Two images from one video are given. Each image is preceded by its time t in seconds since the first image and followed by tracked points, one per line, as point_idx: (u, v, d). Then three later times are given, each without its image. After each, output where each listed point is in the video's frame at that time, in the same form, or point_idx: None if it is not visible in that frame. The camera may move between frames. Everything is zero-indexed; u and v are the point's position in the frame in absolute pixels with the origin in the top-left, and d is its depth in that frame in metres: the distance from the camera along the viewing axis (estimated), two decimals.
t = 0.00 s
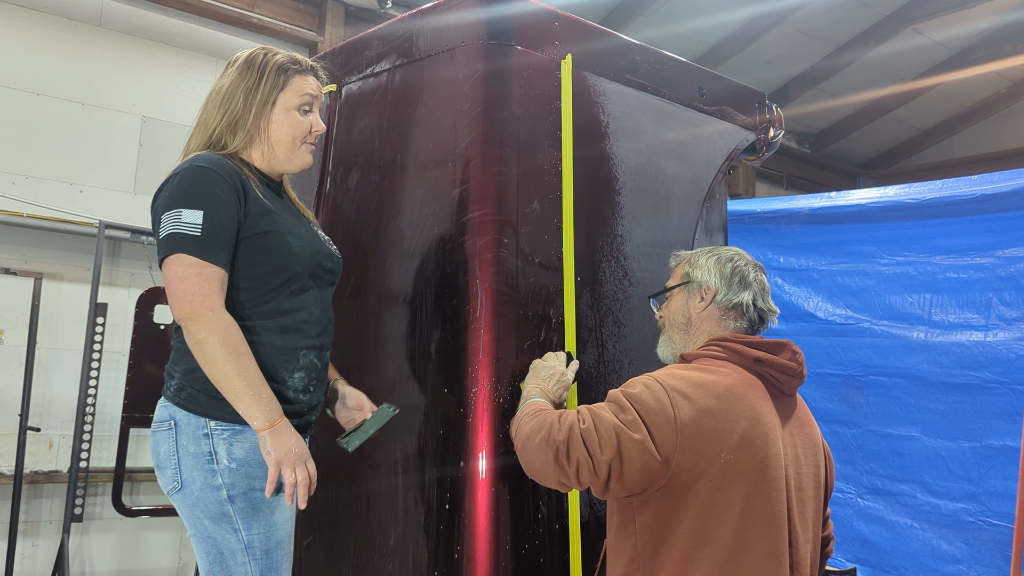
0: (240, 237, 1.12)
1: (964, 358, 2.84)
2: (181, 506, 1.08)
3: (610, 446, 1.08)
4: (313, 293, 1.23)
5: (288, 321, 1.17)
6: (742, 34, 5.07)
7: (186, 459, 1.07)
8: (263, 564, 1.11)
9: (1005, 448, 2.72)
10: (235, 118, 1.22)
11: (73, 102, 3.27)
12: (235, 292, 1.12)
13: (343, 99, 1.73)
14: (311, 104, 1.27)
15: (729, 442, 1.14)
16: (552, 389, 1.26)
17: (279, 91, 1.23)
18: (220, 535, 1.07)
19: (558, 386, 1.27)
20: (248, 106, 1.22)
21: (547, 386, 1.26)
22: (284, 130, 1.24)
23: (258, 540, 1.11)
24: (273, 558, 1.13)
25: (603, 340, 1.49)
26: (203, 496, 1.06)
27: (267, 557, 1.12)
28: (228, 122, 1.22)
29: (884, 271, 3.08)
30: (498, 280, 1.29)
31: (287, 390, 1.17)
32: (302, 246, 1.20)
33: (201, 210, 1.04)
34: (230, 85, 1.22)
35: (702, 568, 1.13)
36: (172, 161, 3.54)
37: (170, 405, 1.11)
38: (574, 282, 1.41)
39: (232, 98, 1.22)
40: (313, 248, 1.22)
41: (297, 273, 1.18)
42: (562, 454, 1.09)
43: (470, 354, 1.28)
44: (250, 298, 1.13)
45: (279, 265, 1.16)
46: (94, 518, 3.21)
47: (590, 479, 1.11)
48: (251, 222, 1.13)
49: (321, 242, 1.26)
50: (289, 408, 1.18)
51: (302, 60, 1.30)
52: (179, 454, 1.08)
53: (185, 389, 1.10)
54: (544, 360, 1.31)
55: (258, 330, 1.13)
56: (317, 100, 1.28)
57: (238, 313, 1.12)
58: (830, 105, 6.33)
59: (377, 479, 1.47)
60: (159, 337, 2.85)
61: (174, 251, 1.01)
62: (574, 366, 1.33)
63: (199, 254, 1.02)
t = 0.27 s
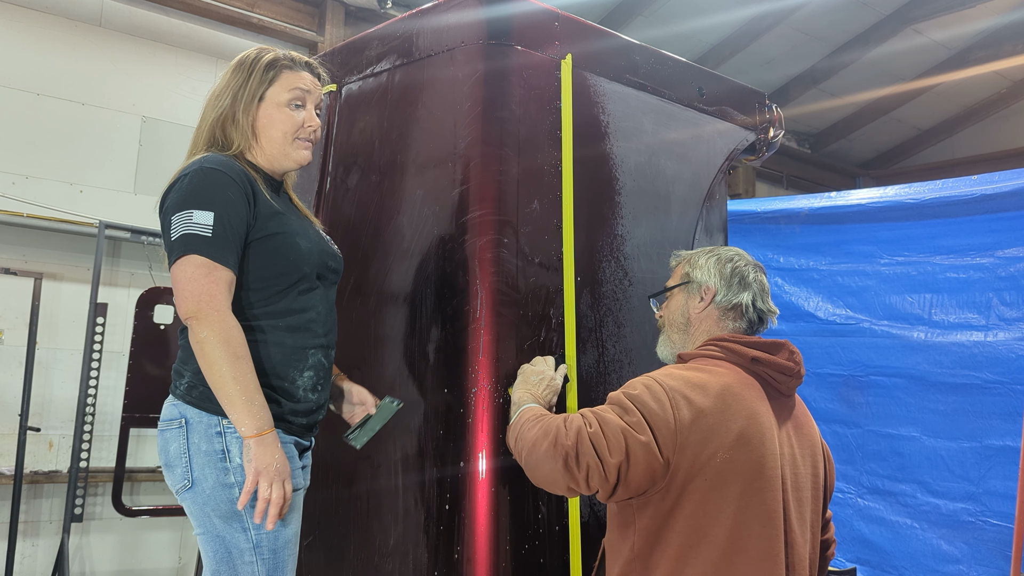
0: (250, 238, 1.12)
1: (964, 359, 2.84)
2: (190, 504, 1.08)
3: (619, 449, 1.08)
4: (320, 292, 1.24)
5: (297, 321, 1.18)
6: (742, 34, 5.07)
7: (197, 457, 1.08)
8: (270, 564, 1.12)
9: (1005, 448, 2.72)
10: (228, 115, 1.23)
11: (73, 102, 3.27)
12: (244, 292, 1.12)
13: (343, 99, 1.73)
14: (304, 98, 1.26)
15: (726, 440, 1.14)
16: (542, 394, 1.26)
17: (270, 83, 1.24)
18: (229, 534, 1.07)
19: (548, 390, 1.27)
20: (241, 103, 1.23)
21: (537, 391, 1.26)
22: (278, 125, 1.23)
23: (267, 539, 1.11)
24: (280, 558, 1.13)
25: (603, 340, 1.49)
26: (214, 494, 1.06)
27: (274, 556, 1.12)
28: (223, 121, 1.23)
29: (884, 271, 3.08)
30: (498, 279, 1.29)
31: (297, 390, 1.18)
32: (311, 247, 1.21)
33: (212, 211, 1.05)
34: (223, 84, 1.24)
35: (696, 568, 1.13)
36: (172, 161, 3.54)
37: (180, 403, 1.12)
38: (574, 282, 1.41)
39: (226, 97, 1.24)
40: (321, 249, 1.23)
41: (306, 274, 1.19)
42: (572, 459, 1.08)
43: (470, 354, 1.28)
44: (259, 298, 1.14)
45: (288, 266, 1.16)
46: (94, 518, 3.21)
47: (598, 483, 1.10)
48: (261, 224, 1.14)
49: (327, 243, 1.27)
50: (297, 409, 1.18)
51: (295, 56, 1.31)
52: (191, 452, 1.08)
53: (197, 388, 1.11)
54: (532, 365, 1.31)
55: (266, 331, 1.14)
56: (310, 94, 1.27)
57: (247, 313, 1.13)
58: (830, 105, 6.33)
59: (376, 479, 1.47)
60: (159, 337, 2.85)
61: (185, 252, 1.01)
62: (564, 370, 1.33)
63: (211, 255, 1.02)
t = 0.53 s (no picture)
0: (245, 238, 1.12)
1: (964, 359, 2.84)
2: (191, 504, 1.09)
3: (610, 454, 1.08)
4: (319, 292, 1.24)
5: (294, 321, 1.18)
6: (742, 34, 5.07)
7: (197, 457, 1.08)
8: (271, 564, 1.12)
9: (1005, 448, 2.72)
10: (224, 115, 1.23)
11: (73, 102, 3.27)
12: (240, 294, 1.12)
13: (343, 99, 1.73)
14: (302, 99, 1.27)
15: (727, 441, 1.14)
16: (555, 395, 1.26)
17: (268, 85, 1.24)
18: (229, 534, 1.07)
19: (560, 390, 1.27)
20: (240, 105, 1.23)
21: (550, 391, 1.26)
22: (275, 125, 1.24)
23: (267, 539, 1.11)
24: (281, 558, 1.13)
25: (603, 340, 1.49)
26: (214, 495, 1.07)
27: (275, 556, 1.12)
28: (220, 122, 1.23)
29: (884, 271, 3.08)
30: (498, 280, 1.29)
31: (297, 390, 1.18)
32: (307, 247, 1.20)
33: (203, 212, 1.05)
34: (222, 86, 1.25)
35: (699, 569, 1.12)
36: (172, 162, 3.54)
37: (181, 404, 1.12)
38: (574, 282, 1.41)
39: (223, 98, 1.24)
40: (318, 249, 1.23)
41: (302, 274, 1.19)
42: (564, 464, 1.10)
43: (469, 355, 1.28)
44: (255, 299, 1.13)
45: (284, 266, 1.16)
46: (94, 518, 3.21)
47: (592, 486, 1.11)
48: (255, 224, 1.14)
49: (325, 242, 1.27)
50: (297, 408, 1.18)
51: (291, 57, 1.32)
52: (191, 452, 1.09)
53: (197, 388, 1.11)
54: (544, 364, 1.31)
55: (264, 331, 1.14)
56: (306, 94, 1.28)
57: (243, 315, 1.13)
58: (830, 105, 6.33)
59: (377, 479, 1.47)
60: (159, 337, 2.85)
61: (179, 255, 1.02)
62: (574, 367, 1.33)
63: (204, 257, 1.02)
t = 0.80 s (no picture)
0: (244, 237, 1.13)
1: (964, 359, 2.84)
2: (191, 504, 1.09)
3: (631, 472, 1.09)
4: (318, 290, 1.24)
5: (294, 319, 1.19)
6: (742, 34, 5.07)
7: (197, 457, 1.08)
8: (271, 563, 1.12)
9: (1005, 448, 2.72)
10: (239, 125, 1.22)
11: (73, 102, 3.27)
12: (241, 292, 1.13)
13: (343, 99, 1.73)
14: (316, 113, 1.28)
15: (730, 442, 1.14)
16: (550, 414, 1.27)
17: (288, 102, 1.23)
18: (229, 534, 1.08)
19: (554, 408, 1.28)
20: (255, 116, 1.22)
21: (544, 412, 1.26)
22: (290, 141, 1.24)
23: (267, 539, 1.11)
24: (281, 557, 1.13)
25: (603, 340, 1.49)
26: (214, 494, 1.07)
27: (275, 555, 1.12)
28: (232, 130, 1.22)
29: (884, 271, 3.08)
30: (498, 280, 1.29)
31: (297, 389, 1.19)
32: (305, 245, 1.21)
33: (204, 211, 1.05)
34: (236, 93, 1.21)
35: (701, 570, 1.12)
36: (172, 161, 3.54)
37: (181, 404, 1.12)
38: (574, 282, 1.41)
39: (238, 106, 1.22)
40: (317, 247, 1.23)
41: (301, 272, 1.20)
42: (586, 489, 1.10)
43: (469, 355, 1.28)
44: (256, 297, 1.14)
45: (284, 264, 1.17)
46: (94, 518, 3.21)
47: (617, 505, 1.13)
48: (254, 223, 1.14)
49: (323, 241, 1.28)
50: (296, 407, 1.18)
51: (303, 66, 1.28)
52: (191, 453, 1.09)
53: (197, 388, 1.11)
54: (536, 383, 1.29)
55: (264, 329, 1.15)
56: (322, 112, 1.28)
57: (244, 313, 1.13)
58: (830, 105, 6.33)
59: (376, 479, 1.47)
60: (159, 337, 2.85)
61: (181, 255, 1.02)
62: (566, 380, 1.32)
63: (207, 257, 1.03)
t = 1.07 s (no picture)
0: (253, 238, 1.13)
1: (964, 359, 2.84)
2: (191, 505, 1.09)
3: (622, 482, 1.10)
4: (320, 294, 1.25)
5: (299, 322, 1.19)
6: (742, 34, 5.07)
7: (197, 458, 1.08)
8: (271, 564, 1.12)
9: (1005, 448, 2.72)
10: (253, 126, 1.21)
11: (73, 102, 3.27)
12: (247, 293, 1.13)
13: (343, 99, 1.73)
14: (326, 112, 1.28)
15: (737, 445, 1.14)
16: (566, 400, 1.29)
17: (298, 102, 1.23)
18: (229, 534, 1.08)
19: (570, 393, 1.29)
20: (270, 118, 1.22)
21: (561, 401, 1.28)
22: (301, 140, 1.25)
23: (267, 539, 1.11)
24: (281, 557, 1.13)
25: (603, 340, 1.49)
26: (215, 495, 1.07)
27: (275, 556, 1.13)
28: (248, 133, 1.21)
29: (884, 271, 3.08)
30: (498, 280, 1.29)
31: (296, 390, 1.19)
32: (312, 250, 1.21)
33: (217, 211, 1.05)
34: (249, 92, 1.21)
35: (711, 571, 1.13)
36: (172, 162, 3.54)
37: (180, 404, 1.12)
38: (574, 282, 1.41)
39: (251, 106, 1.21)
40: (322, 252, 1.24)
41: (307, 276, 1.20)
42: (579, 498, 1.12)
43: (470, 355, 1.28)
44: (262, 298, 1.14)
45: (290, 268, 1.17)
46: (95, 518, 3.21)
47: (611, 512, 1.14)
48: (264, 225, 1.15)
49: (328, 245, 1.28)
50: (295, 407, 1.19)
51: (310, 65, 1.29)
52: (191, 453, 1.09)
53: (197, 389, 1.11)
54: (548, 372, 1.30)
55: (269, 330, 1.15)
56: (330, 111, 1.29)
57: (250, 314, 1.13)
58: (830, 105, 6.33)
59: (377, 479, 1.47)
60: (159, 337, 2.85)
61: (192, 254, 1.02)
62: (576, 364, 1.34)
63: (217, 257, 1.03)
